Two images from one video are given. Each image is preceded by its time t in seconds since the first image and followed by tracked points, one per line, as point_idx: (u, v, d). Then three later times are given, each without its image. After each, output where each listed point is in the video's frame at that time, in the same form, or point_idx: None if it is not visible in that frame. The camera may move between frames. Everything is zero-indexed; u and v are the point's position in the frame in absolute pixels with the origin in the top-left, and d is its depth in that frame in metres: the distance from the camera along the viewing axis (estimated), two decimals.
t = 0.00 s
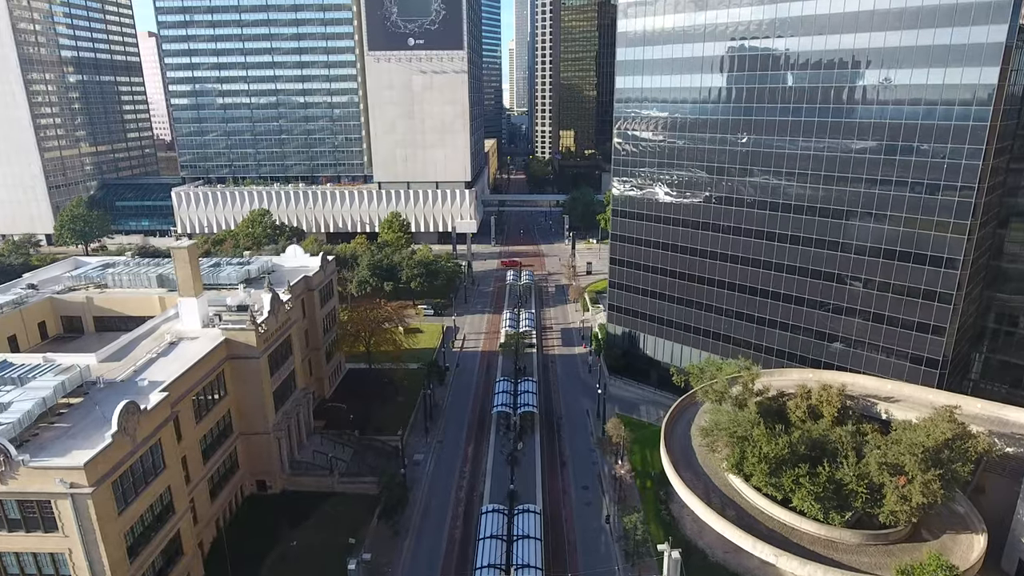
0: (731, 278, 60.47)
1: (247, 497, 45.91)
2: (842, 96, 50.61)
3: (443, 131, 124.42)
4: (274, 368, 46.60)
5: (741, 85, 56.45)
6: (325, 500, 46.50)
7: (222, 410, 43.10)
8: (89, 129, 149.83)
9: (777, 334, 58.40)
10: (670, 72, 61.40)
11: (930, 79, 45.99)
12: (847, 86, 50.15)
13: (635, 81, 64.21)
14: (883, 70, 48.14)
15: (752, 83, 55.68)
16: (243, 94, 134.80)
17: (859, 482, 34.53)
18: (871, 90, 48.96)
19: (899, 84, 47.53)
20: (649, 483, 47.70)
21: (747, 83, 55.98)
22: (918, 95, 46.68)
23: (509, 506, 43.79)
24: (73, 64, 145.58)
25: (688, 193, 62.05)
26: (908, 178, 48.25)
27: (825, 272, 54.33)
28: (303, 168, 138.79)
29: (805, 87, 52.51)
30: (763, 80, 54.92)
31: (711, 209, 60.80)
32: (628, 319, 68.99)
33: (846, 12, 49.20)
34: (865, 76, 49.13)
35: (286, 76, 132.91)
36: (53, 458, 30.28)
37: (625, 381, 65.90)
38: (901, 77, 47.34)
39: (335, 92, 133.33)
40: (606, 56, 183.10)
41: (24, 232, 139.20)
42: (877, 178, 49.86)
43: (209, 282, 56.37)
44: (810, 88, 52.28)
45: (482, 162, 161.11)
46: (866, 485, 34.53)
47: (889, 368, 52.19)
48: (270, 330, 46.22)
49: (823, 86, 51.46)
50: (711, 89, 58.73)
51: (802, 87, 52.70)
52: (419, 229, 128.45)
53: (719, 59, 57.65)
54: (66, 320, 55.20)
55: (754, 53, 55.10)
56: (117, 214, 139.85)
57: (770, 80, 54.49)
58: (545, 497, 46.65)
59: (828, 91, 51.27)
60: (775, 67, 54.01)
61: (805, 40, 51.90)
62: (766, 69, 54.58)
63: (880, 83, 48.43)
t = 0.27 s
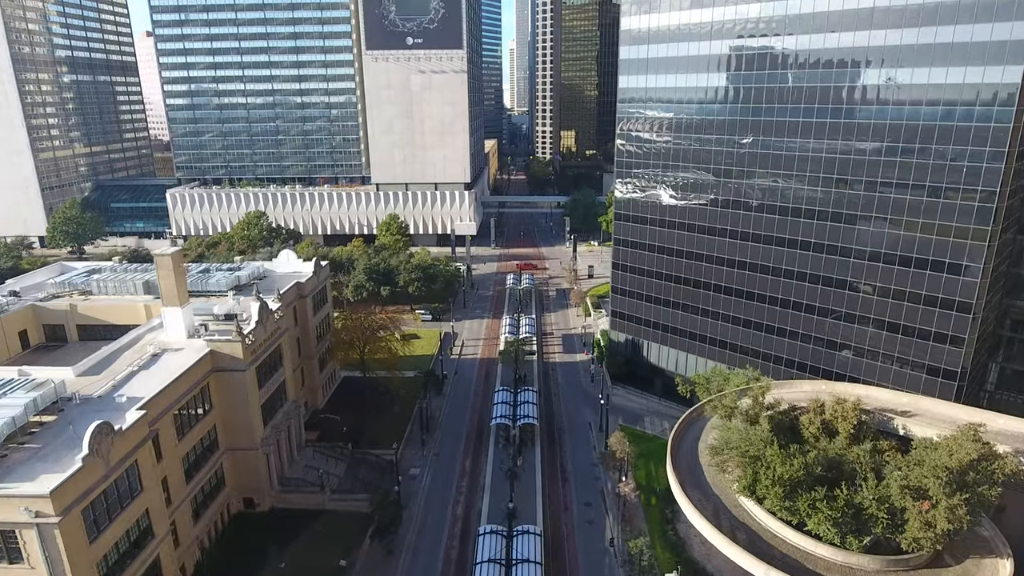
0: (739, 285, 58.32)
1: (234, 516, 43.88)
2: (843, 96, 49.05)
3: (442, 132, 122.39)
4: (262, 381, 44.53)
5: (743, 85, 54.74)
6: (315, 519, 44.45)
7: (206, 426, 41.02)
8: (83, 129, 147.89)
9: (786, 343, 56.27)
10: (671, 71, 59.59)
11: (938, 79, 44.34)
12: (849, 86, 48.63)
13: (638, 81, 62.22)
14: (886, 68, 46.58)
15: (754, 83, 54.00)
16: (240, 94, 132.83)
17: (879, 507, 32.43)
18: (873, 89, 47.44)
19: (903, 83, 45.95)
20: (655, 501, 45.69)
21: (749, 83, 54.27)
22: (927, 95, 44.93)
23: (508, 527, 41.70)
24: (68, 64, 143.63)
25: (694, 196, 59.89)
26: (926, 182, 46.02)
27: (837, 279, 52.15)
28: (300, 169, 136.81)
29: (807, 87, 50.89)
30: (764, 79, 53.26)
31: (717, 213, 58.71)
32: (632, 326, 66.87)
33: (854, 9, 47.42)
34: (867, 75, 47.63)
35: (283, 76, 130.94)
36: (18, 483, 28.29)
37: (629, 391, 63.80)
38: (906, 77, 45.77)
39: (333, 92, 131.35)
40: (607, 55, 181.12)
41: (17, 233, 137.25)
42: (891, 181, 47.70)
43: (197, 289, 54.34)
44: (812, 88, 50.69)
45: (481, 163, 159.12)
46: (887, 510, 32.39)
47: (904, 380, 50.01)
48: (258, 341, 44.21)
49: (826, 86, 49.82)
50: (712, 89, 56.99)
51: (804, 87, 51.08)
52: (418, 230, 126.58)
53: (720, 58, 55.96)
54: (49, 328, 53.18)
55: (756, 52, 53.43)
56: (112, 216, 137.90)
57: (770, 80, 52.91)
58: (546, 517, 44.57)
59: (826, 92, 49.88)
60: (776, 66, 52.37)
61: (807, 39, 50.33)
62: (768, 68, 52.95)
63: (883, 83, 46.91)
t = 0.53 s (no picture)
0: (747, 292, 56.22)
1: (219, 537, 41.91)
2: (843, 96, 47.56)
3: (440, 133, 120.28)
4: (248, 395, 42.50)
5: (741, 85, 53.15)
6: (304, 538, 42.40)
7: (188, 443, 38.99)
8: (78, 130, 145.88)
9: (796, 353, 54.19)
10: (673, 70, 57.67)
11: (941, 78, 42.83)
12: (848, 86, 47.18)
13: (641, 80, 60.17)
14: (887, 67, 45.14)
15: (753, 83, 52.42)
16: (236, 93, 130.81)
17: (902, 534, 30.37)
18: (873, 89, 45.97)
19: (905, 83, 44.47)
20: (660, 520, 43.66)
21: (748, 83, 52.70)
22: (930, 95, 43.40)
23: (506, 550, 39.68)
24: (61, 64, 141.66)
25: (700, 199, 57.80)
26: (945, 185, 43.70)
27: (849, 286, 50.00)
28: (297, 170, 134.74)
29: (807, 87, 49.35)
30: (764, 79, 51.68)
31: (724, 218, 56.58)
32: (635, 333, 64.81)
33: (861, 6, 45.59)
34: (866, 75, 46.18)
35: (280, 75, 128.91)
36: None
37: (632, 401, 61.78)
38: (907, 76, 44.31)
39: (330, 92, 129.34)
40: (608, 55, 178.95)
41: (10, 235, 135.29)
42: (907, 185, 45.52)
43: (184, 297, 52.32)
44: (811, 88, 49.17)
45: (481, 164, 157.05)
46: (911, 538, 30.30)
47: (921, 392, 47.90)
48: (245, 353, 42.17)
49: (827, 85, 48.25)
50: (711, 89, 55.31)
51: (804, 86, 49.50)
52: (416, 233, 124.82)
53: (719, 56, 54.31)
54: (29, 337, 51.17)
55: (755, 50, 51.81)
56: (106, 218, 135.92)
57: (769, 79, 51.37)
58: (546, 538, 42.55)
59: (826, 92, 48.43)
60: (776, 65, 50.79)
61: (807, 37, 48.77)
62: (767, 68, 51.38)
63: (883, 82, 45.45)
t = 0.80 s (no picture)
0: (755, 299, 54.12)
1: (204, 559, 39.92)
2: (844, 96, 45.95)
3: (439, 133, 118.17)
4: (233, 411, 40.42)
5: (740, 84, 51.47)
6: (293, 561, 40.42)
7: (168, 463, 36.94)
8: (71, 130, 143.84)
9: (807, 363, 52.11)
10: (676, 69, 55.64)
11: (945, 77, 41.23)
12: (849, 85, 45.61)
13: (644, 79, 58.00)
14: (886, 66, 43.67)
15: (751, 82, 50.77)
16: (231, 93, 128.76)
17: (928, 567, 28.32)
18: (873, 88, 44.47)
19: (907, 83, 42.88)
20: (666, 540, 41.95)
21: (747, 82, 51.02)
22: (933, 95, 41.84)
23: None
24: (54, 63, 139.58)
25: (706, 203, 55.70)
26: (966, 189, 41.44)
27: (862, 294, 47.86)
28: (294, 171, 132.65)
29: (807, 87, 47.70)
30: (764, 78, 49.99)
31: (730, 222, 54.43)
32: (639, 341, 62.72)
33: (871, 1, 43.65)
34: (867, 74, 44.65)
35: (276, 75, 126.91)
36: None
37: (635, 411, 59.73)
38: (910, 76, 42.74)
39: (327, 92, 127.32)
40: (609, 55, 176.83)
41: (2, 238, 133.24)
42: (924, 190, 43.30)
43: (170, 305, 50.30)
44: (811, 87, 47.58)
45: (481, 165, 154.99)
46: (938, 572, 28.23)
47: (938, 406, 45.78)
48: (230, 367, 40.09)
49: (828, 85, 46.60)
50: (711, 88, 53.53)
51: (806, 86, 47.78)
52: (414, 235, 122.78)
53: (719, 55, 52.54)
54: (9, 348, 49.13)
55: (756, 49, 50.06)
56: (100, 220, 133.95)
57: (769, 79, 49.72)
58: (546, 561, 40.52)
59: (828, 92, 46.72)
60: (776, 64, 49.13)
61: (809, 35, 47.07)
62: (766, 67, 49.75)
63: (884, 82, 43.91)
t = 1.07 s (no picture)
0: (763, 307, 52.01)
1: None
2: (846, 96, 44.42)
3: (437, 133, 116.07)
4: (217, 428, 38.37)
5: (739, 84, 49.89)
6: None
7: (146, 484, 34.90)
8: (64, 131, 141.82)
9: (817, 374, 49.98)
10: (678, 68, 53.67)
11: (949, 76, 39.77)
12: (851, 85, 44.06)
13: (649, 77, 55.79)
14: (890, 65, 42.12)
15: (750, 82, 49.17)
16: (226, 93, 126.72)
17: None
18: (874, 88, 43.02)
19: (913, 82, 41.28)
20: (673, 564, 40.02)
21: (744, 81, 49.49)
22: (941, 94, 40.15)
23: None
24: (47, 63, 137.48)
25: (713, 207, 53.57)
26: (989, 195, 39.21)
27: (877, 303, 45.69)
28: (290, 172, 130.55)
29: (808, 86, 46.10)
30: (763, 78, 48.41)
31: (738, 228, 52.33)
32: (643, 350, 60.64)
33: None
34: (870, 73, 43.11)
35: (272, 75, 124.88)
36: None
37: (639, 423, 57.70)
38: (913, 75, 41.25)
39: (323, 92, 125.30)
40: (611, 54, 174.61)
41: None
42: (943, 195, 41.14)
43: (155, 313, 48.32)
44: (810, 87, 46.08)
45: (480, 166, 152.93)
46: None
47: (956, 421, 43.58)
48: (213, 382, 38.10)
49: (830, 84, 45.04)
50: (710, 88, 51.86)
51: (808, 86, 46.15)
52: (412, 237, 120.74)
53: (718, 54, 50.91)
54: None
55: (755, 48, 48.49)
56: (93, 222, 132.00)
57: (768, 78, 48.11)
58: None
59: (832, 92, 45.05)
60: (776, 63, 47.55)
61: (809, 33, 45.51)
62: (764, 66, 48.23)
63: (887, 81, 42.37)
